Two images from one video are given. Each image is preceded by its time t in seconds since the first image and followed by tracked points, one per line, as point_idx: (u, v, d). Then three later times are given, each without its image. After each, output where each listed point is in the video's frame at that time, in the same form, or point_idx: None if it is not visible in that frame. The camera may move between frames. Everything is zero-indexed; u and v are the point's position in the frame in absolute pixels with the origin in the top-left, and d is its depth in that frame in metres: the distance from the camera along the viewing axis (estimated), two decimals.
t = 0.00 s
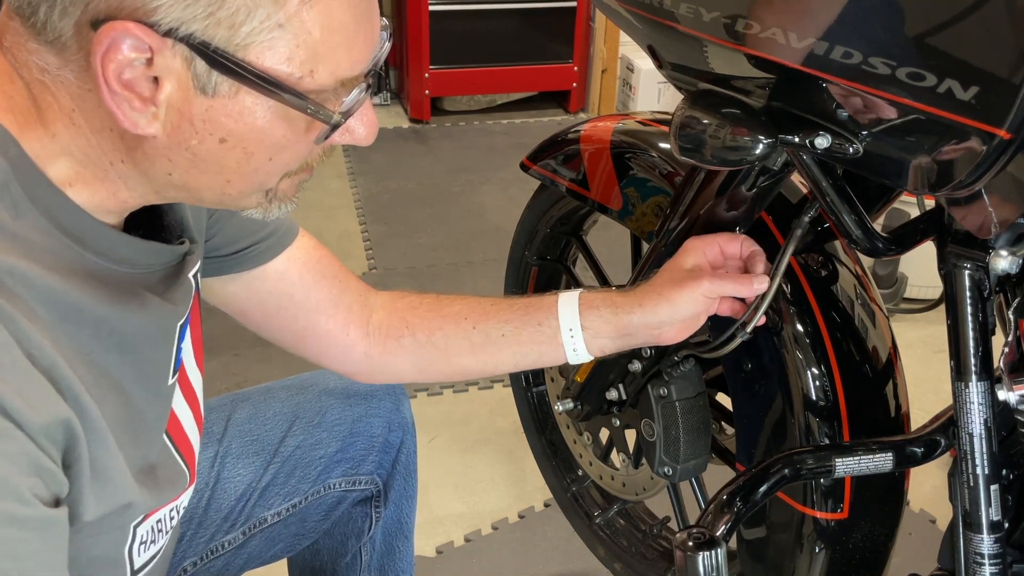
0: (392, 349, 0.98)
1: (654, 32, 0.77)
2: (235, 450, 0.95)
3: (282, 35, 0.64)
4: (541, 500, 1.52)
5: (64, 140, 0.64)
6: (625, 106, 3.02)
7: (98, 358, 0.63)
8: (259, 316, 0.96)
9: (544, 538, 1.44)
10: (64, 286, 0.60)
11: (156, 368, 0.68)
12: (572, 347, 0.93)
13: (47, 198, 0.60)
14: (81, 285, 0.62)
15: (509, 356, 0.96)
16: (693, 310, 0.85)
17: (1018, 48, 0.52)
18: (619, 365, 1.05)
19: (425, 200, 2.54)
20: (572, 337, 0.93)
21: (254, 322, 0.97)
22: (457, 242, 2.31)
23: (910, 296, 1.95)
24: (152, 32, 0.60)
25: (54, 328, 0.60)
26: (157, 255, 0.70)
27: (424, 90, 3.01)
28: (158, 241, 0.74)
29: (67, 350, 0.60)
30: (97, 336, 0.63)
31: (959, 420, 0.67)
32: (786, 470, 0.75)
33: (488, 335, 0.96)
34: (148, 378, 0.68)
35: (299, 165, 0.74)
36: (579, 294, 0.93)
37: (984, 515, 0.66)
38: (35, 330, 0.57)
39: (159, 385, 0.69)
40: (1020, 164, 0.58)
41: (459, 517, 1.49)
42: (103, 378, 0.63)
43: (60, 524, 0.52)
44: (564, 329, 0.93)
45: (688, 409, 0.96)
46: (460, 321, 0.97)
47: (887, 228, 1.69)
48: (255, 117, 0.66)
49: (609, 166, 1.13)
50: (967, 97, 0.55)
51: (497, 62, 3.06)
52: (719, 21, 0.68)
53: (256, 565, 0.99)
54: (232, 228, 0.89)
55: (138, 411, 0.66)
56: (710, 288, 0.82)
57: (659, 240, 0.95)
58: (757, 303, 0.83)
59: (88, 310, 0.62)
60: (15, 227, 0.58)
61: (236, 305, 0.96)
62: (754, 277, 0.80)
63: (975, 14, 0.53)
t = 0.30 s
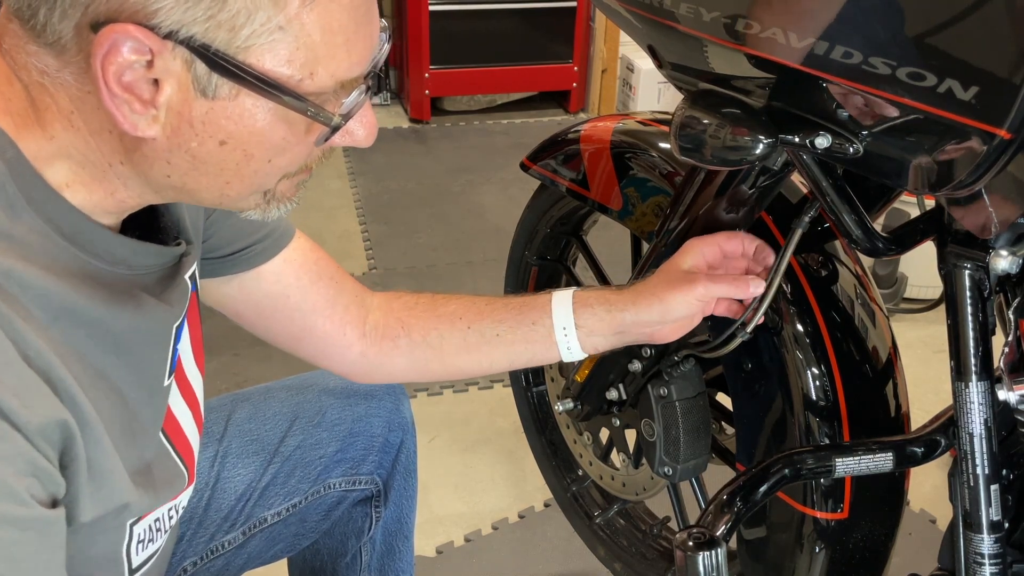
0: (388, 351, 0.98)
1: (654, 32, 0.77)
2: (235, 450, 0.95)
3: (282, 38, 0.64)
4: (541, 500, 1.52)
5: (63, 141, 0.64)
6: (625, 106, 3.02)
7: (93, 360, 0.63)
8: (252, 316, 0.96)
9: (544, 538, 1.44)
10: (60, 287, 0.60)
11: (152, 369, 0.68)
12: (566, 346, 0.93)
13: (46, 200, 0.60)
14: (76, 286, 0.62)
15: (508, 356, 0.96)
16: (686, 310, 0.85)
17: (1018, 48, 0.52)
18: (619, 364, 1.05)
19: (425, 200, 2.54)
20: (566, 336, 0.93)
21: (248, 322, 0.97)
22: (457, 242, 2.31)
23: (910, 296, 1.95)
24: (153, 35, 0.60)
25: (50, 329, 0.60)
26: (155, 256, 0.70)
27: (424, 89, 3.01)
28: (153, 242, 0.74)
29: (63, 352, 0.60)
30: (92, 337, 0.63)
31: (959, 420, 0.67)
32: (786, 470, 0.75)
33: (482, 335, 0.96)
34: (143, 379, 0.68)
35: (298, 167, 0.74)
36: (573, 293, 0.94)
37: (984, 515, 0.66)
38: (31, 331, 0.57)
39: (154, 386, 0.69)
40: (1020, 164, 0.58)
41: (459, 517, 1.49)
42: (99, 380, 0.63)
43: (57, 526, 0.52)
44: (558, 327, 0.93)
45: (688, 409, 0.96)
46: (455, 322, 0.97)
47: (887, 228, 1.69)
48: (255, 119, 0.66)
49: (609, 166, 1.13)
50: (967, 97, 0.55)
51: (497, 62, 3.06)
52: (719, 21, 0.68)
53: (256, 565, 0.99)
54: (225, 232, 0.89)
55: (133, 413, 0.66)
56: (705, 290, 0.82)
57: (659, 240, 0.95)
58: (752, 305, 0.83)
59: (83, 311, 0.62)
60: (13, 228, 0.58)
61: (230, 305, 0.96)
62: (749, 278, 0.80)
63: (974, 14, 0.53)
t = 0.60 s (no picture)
0: (399, 336, 0.98)
1: (654, 32, 0.77)
2: (235, 449, 0.95)
3: (280, 50, 0.63)
4: (541, 500, 1.52)
5: (58, 147, 0.64)
6: (625, 106, 3.02)
7: (88, 364, 0.63)
8: (260, 311, 0.96)
9: (544, 538, 1.44)
10: (53, 291, 0.60)
11: (147, 372, 0.68)
12: (578, 333, 0.92)
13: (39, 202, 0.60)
14: (70, 290, 0.62)
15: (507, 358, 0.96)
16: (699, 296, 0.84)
17: (1018, 49, 0.52)
18: (619, 365, 1.05)
19: (425, 200, 2.54)
20: (578, 322, 0.92)
21: (255, 316, 0.97)
22: (457, 242, 2.31)
23: (910, 296, 1.95)
24: (149, 44, 0.60)
25: (44, 336, 0.60)
26: (149, 260, 0.70)
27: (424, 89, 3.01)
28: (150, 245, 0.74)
29: (58, 357, 0.60)
30: (86, 341, 0.63)
31: (959, 420, 0.67)
32: (786, 470, 0.75)
33: (494, 321, 0.96)
34: (138, 383, 0.67)
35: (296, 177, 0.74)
36: (585, 280, 0.93)
37: (984, 515, 0.66)
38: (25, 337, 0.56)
39: (148, 390, 0.68)
40: (1020, 164, 0.58)
41: (459, 517, 1.49)
42: (94, 383, 0.63)
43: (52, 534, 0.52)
44: (570, 312, 0.92)
45: (688, 409, 0.96)
46: (465, 307, 0.98)
47: (886, 228, 1.69)
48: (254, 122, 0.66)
49: (609, 166, 1.13)
50: (967, 97, 0.55)
51: (497, 62, 3.06)
52: (718, 21, 0.68)
53: (256, 565, 0.99)
54: (225, 228, 0.89)
55: (127, 417, 0.66)
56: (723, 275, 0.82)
57: (659, 240, 0.95)
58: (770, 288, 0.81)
59: (78, 316, 0.62)
60: (6, 234, 0.58)
61: (236, 301, 0.96)
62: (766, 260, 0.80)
63: (974, 14, 0.53)
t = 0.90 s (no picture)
0: (398, 338, 0.98)
1: (654, 32, 0.77)
2: (235, 450, 0.95)
3: (278, 99, 0.63)
4: (541, 500, 1.52)
5: (43, 161, 0.63)
6: (625, 106, 3.01)
7: (71, 373, 0.63)
8: (259, 311, 0.95)
9: (543, 539, 1.44)
10: (38, 302, 0.60)
11: (135, 380, 0.68)
12: (583, 339, 0.92)
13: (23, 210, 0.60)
14: (56, 301, 0.62)
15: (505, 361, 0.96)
16: (705, 298, 0.84)
17: (1018, 48, 0.52)
18: (619, 365, 1.05)
19: (426, 200, 2.54)
20: (583, 328, 0.91)
21: (254, 316, 0.96)
22: (457, 242, 2.31)
23: (910, 296, 1.95)
24: (145, 76, 0.59)
25: (28, 347, 0.60)
26: (137, 268, 0.70)
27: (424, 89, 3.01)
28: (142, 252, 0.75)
29: (42, 368, 0.60)
30: (70, 351, 0.62)
31: (959, 420, 0.67)
32: (787, 470, 0.75)
33: (497, 325, 0.96)
34: (124, 391, 0.67)
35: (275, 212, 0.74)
36: (590, 284, 0.92)
37: (984, 515, 0.66)
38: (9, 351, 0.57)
39: (136, 398, 0.68)
40: (1020, 164, 0.58)
41: (459, 517, 1.49)
42: (78, 393, 0.63)
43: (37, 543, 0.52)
44: (575, 318, 0.92)
45: (688, 409, 0.96)
46: (469, 312, 0.97)
47: (886, 228, 1.69)
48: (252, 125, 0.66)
49: (609, 166, 1.13)
50: (968, 97, 0.55)
51: (497, 62, 3.06)
52: (719, 21, 0.68)
53: (256, 565, 0.99)
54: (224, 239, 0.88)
55: (114, 425, 0.66)
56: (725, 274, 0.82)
57: (660, 240, 0.95)
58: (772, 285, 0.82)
59: (65, 326, 0.62)
60: None
61: (231, 299, 0.95)
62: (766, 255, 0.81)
63: (975, 14, 0.53)
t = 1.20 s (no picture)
0: (404, 335, 0.97)
1: (654, 32, 0.77)
2: (235, 450, 0.95)
3: (265, 101, 0.63)
4: (541, 500, 1.52)
5: (33, 161, 0.64)
6: (625, 106, 3.01)
7: (61, 376, 0.62)
8: (260, 310, 0.96)
9: (543, 539, 1.44)
10: (31, 306, 0.60)
11: (128, 382, 0.68)
12: (592, 333, 0.90)
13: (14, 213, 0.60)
14: (47, 304, 0.62)
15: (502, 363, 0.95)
16: (715, 289, 0.83)
17: (1018, 48, 0.52)
18: (619, 364, 1.05)
19: (426, 200, 2.54)
20: (592, 320, 0.90)
21: (256, 316, 0.96)
22: (457, 242, 2.31)
23: (910, 296, 1.95)
24: (130, 78, 0.59)
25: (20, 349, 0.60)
26: (131, 269, 0.70)
27: (424, 89, 3.01)
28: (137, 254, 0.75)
29: (34, 371, 0.60)
30: (62, 353, 0.62)
31: (959, 420, 0.67)
32: (786, 471, 0.75)
33: (506, 319, 0.95)
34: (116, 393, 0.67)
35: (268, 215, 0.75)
36: (600, 279, 0.91)
37: (984, 515, 0.66)
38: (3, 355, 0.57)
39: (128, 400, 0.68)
40: (1020, 164, 0.58)
41: (458, 517, 1.49)
42: (68, 396, 0.63)
43: (29, 544, 0.52)
44: (586, 310, 0.90)
45: (688, 409, 0.96)
46: (477, 306, 0.97)
47: (886, 228, 1.69)
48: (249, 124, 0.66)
49: (609, 167, 1.13)
50: (967, 97, 0.55)
51: (497, 62, 3.06)
52: (719, 21, 0.68)
53: (256, 565, 0.99)
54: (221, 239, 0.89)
55: (105, 427, 0.66)
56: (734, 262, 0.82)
57: (659, 239, 0.96)
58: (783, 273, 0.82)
59: (53, 329, 0.61)
60: None
61: (235, 300, 0.95)
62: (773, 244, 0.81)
63: (975, 14, 0.53)
